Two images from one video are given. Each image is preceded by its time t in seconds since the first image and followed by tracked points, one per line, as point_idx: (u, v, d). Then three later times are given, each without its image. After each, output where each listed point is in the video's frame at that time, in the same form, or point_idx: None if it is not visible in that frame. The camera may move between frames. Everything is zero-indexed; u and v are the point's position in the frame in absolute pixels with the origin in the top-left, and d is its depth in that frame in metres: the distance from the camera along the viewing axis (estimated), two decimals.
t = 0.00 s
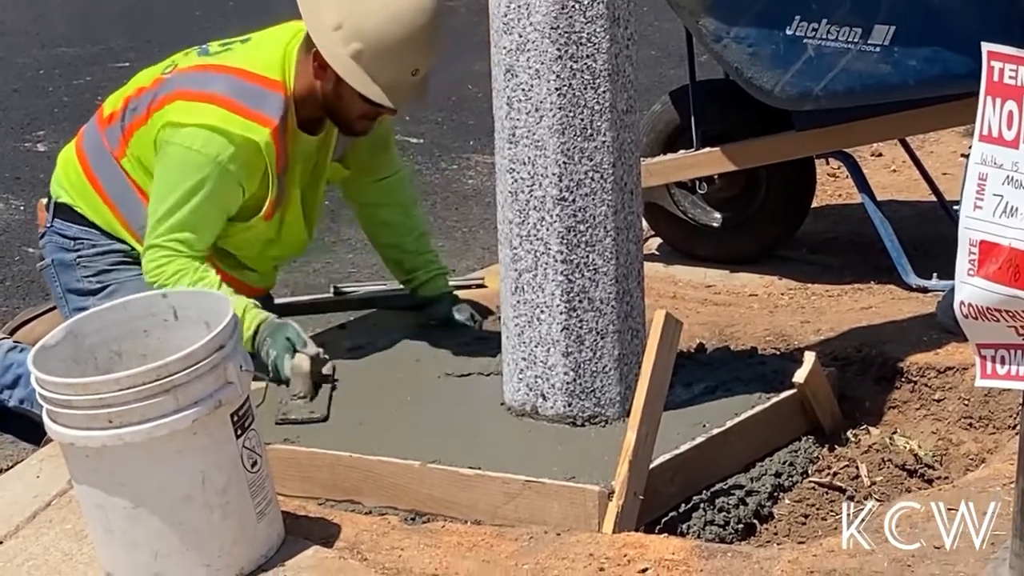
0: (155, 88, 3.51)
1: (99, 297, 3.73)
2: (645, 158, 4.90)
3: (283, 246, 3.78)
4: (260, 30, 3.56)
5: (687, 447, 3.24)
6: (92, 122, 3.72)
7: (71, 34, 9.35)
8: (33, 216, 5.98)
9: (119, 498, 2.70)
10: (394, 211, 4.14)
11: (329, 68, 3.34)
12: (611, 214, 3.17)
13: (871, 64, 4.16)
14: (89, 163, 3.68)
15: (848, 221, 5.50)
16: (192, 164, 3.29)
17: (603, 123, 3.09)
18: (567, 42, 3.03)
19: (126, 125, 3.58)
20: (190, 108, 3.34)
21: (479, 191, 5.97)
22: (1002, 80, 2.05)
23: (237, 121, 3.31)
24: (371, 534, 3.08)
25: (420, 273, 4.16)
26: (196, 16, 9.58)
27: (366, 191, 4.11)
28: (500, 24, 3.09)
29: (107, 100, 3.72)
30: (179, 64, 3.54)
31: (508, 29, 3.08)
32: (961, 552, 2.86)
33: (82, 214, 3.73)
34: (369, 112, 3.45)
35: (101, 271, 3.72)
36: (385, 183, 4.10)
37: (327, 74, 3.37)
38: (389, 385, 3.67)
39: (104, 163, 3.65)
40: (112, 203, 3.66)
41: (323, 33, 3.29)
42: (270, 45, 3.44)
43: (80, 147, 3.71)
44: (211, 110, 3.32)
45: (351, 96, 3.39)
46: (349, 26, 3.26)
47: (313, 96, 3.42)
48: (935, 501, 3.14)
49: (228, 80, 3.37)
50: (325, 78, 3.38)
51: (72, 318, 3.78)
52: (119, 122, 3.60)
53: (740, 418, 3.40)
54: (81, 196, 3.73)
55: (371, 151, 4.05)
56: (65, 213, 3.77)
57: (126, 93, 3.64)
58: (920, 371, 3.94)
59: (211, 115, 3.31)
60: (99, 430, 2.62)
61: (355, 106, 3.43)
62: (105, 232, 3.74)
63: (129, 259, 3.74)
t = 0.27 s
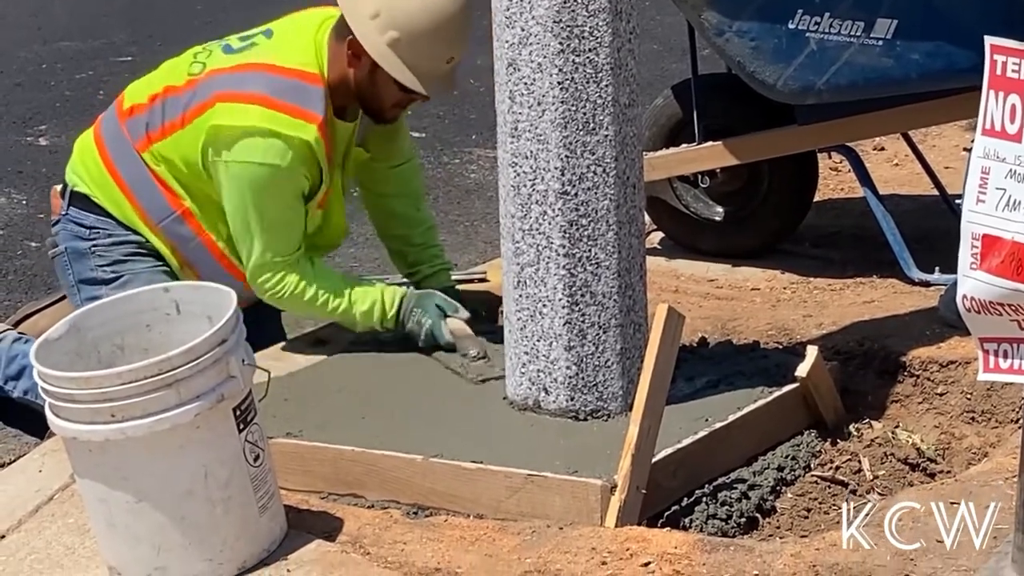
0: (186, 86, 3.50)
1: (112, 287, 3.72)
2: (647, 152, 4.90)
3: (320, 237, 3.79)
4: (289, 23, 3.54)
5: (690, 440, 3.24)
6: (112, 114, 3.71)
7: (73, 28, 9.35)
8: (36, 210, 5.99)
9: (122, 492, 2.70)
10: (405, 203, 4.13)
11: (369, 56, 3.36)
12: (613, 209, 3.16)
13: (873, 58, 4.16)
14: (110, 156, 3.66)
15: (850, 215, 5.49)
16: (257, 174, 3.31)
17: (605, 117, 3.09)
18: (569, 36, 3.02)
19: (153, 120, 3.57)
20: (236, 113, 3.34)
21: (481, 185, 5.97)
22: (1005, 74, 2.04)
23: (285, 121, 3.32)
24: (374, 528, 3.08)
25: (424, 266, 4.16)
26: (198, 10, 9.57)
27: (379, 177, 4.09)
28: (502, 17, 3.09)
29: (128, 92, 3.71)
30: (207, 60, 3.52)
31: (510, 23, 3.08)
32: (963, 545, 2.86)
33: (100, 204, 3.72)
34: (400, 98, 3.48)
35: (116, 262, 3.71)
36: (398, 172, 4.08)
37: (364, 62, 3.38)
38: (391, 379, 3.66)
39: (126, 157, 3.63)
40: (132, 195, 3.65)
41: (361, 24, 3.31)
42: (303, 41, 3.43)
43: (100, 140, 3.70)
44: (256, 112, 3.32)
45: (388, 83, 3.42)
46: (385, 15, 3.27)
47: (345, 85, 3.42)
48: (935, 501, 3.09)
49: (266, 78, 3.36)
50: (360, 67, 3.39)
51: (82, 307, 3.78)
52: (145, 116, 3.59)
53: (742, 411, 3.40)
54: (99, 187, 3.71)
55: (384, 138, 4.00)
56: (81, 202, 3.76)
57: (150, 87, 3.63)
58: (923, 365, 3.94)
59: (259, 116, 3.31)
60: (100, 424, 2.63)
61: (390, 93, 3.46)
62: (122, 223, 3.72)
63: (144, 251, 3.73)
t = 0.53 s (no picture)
0: (215, 72, 3.47)
1: (127, 279, 3.73)
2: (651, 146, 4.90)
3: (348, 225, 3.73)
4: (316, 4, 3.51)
5: (694, 435, 3.24)
6: (133, 103, 3.68)
7: (77, 22, 9.35)
8: (39, 204, 5.98)
9: (125, 487, 2.70)
10: (413, 194, 4.12)
11: (414, 39, 3.36)
12: (617, 203, 3.16)
13: (877, 52, 4.15)
14: (131, 146, 3.63)
15: (854, 209, 5.49)
16: (304, 150, 3.24)
17: (609, 111, 3.09)
18: (573, 30, 3.02)
19: (180, 108, 3.54)
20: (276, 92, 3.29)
21: (485, 179, 5.97)
22: (1009, 68, 2.04)
23: (324, 97, 3.26)
24: (377, 522, 3.08)
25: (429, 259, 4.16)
26: (202, 4, 9.57)
27: (389, 164, 4.06)
28: (506, 11, 3.09)
29: (150, 81, 3.68)
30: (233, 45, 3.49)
31: (514, 17, 3.07)
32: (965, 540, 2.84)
33: (119, 195, 3.69)
34: (435, 83, 3.50)
35: (131, 254, 3.70)
36: (407, 160, 4.06)
37: (407, 45, 3.38)
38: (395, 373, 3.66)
39: (148, 147, 3.60)
40: (154, 186, 3.62)
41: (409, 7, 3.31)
42: (332, 20, 3.39)
43: (121, 130, 3.66)
44: (294, 89, 3.27)
45: (427, 67, 3.42)
46: None
47: (384, 66, 3.42)
48: (934, 501, 3.06)
49: (303, 59, 3.31)
50: (402, 49, 3.39)
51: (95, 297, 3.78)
52: (171, 105, 3.56)
53: (746, 405, 3.40)
54: (120, 180, 3.68)
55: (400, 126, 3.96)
56: (100, 190, 3.73)
57: (175, 75, 3.60)
58: (926, 359, 3.95)
59: (296, 92, 3.26)
60: (103, 418, 2.63)
61: (427, 77, 3.47)
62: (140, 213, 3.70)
63: (160, 245, 3.71)
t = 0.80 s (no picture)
0: (232, 53, 3.48)
1: (137, 271, 3.72)
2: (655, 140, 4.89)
3: (356, 214, 3.71)
4: None
5: (697, 430, 3.24)
6: (148, 89, 3.68)
7: (81, 16, 9.35)
8: (43, 198, 5.98)
9: (129, 481, 2.70)
10: (420, 188, 4.12)
11: (454, 34, 3.36)
12: (620, 197, 3.16)
13: (881, 46, 4.15)
14: (145, 131, 3.62)
15: (858, 204, 5.48)
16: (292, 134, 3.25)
17: (612, 106, 3.08)
18: (576, 24, 3.02)
19: (195, 91, 3.54)
20: (288, 69, 3.31)
21: (489, 173, 5.97)
22: (1013, 62, 2.03)
23: (335, 79, 3.30)
24: (380, 517, 3.08)
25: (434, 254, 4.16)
26: None
27: (396, 156, 4.05)
28: (509, 6, 3.08)
29: (165, 67, 3.68)
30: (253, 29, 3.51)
31: (518, 11, 3.07)
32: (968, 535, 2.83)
33: (133, 183, 3.69)
34: (460, 79, 3.50)
35: (144, 246, 3.70)
36: (415, 153, 4.05)
37: (445, 40, 3.38)
38: (398, 368, 3.66)
39: (163, 132, 3.59)
40: (168, 173, 3.61)
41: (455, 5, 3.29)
42: (352, 7, 3.42)
43: (135, 116, 3.65)
44: (306, 69, 3.29)
45: (461, 64, 3.43)
46: None
47: (418, 59, 3.42)
48: (934, 502, 3.03)
49: (320, 41, 3.34)
50: (437, 44, 3.40)
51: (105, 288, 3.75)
52: (186, 88, 3.56)
53: (749, 400, 3.39)
54: (133, 168, 3.67)
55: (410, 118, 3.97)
56: (114, 179, 3.72)
57: (191, 59, 3.61)
58: (930, 354, 3.93)
59: (308, 72, 3.28)
60: (106, 413, 2.63)
61: (454, 74, 3.48)
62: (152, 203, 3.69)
63: (172, 237, 3.71)
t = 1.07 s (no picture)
0: (230, 58, 3.43)
1: (123, 269, 3.72)
2: (655, 134, 4.89)
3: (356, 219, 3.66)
4: None
5: (695, 424, 3.24)
6: (136, 88, 3.63)
7: (83, 9, 9.34)
8: (44, 191, 5.98)
9: (123, 477, 2.69)
10: (415, 185, 4.11)
11: (458, 45, 3.39)
12: (618, 191, 3.15)
13: (881, 41, 4.13)
14: (133, 133, 3.58)
15: (858, 198, 5.47)
16: (337, 132, 3.21)
17: (610, 100, 3.07)
18: (574, 18, 3.01)
19: (188, 96, 3.49)
20: (298, 78, 3.26)
21: (490, 167, 5.96)
22: (1010, 58, 2.02)
23: (345, 86, 3.24)
24: (376, 512, 3.08)
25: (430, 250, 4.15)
26: None
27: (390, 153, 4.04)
28: None
29: (155, 66, 3.63)
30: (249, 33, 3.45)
31: (515, 5, 3.06)
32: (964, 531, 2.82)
33: (119, 182, 3.66)
34: (457, 86, 3.54)
35: (129, 244, 3.68)
36: (408, 149, 4.04)
37: (448, 49, 3.40)
38: (395, 362, 3.66)
39: (150, 134, 3.55)
40: (156, 175, 3.58)
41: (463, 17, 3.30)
42: (353, 11, 3.36)
43: (122, 116, 3.61)
44: (318, 78, 3.24)
45: (461, 73, 3.48)
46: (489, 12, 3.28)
47: (420, 66, 3.44)
48: (934, 502, 2.99)
49: (323, 48, 3.28)
50: (441, 53, 3.42)
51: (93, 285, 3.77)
52: (177, 92, 3.51)
53: (746, 395, 3.39)
54: (118, 165, 3.64)
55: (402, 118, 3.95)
56: (99, 177, 3.70)
57: (184, 61, 3.55)
58: (929, 349, 3.93)
59: (319, 82, 3.23)
60: (101, 407, 2.63)
61: (452, 81, 3.51)
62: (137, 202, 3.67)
63: (158, 235, 3.69)
